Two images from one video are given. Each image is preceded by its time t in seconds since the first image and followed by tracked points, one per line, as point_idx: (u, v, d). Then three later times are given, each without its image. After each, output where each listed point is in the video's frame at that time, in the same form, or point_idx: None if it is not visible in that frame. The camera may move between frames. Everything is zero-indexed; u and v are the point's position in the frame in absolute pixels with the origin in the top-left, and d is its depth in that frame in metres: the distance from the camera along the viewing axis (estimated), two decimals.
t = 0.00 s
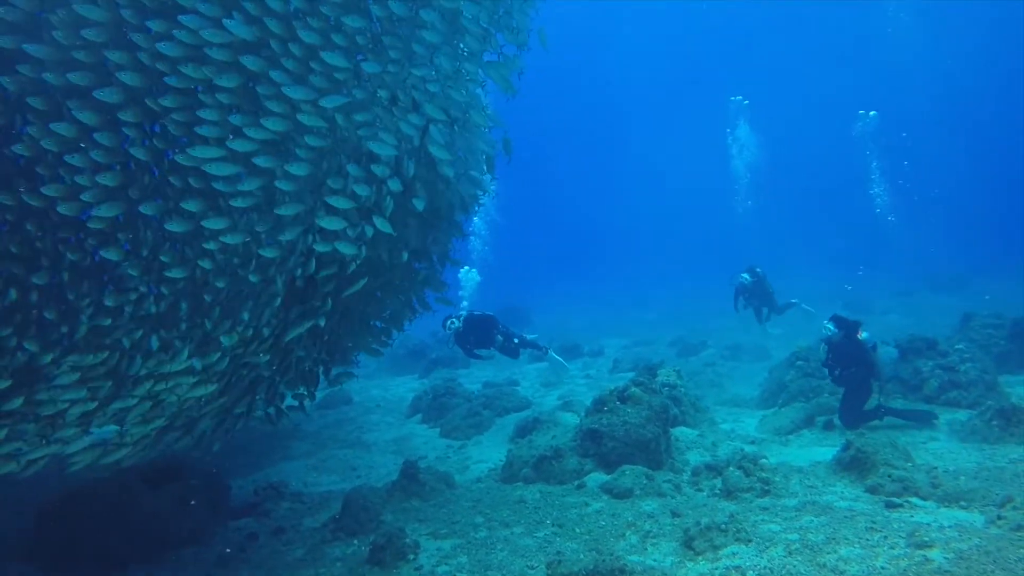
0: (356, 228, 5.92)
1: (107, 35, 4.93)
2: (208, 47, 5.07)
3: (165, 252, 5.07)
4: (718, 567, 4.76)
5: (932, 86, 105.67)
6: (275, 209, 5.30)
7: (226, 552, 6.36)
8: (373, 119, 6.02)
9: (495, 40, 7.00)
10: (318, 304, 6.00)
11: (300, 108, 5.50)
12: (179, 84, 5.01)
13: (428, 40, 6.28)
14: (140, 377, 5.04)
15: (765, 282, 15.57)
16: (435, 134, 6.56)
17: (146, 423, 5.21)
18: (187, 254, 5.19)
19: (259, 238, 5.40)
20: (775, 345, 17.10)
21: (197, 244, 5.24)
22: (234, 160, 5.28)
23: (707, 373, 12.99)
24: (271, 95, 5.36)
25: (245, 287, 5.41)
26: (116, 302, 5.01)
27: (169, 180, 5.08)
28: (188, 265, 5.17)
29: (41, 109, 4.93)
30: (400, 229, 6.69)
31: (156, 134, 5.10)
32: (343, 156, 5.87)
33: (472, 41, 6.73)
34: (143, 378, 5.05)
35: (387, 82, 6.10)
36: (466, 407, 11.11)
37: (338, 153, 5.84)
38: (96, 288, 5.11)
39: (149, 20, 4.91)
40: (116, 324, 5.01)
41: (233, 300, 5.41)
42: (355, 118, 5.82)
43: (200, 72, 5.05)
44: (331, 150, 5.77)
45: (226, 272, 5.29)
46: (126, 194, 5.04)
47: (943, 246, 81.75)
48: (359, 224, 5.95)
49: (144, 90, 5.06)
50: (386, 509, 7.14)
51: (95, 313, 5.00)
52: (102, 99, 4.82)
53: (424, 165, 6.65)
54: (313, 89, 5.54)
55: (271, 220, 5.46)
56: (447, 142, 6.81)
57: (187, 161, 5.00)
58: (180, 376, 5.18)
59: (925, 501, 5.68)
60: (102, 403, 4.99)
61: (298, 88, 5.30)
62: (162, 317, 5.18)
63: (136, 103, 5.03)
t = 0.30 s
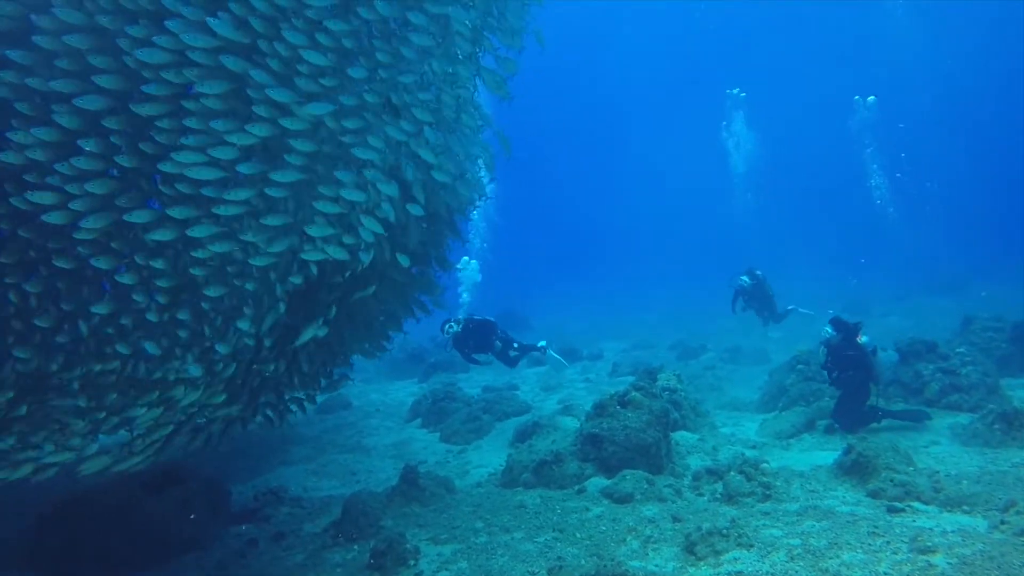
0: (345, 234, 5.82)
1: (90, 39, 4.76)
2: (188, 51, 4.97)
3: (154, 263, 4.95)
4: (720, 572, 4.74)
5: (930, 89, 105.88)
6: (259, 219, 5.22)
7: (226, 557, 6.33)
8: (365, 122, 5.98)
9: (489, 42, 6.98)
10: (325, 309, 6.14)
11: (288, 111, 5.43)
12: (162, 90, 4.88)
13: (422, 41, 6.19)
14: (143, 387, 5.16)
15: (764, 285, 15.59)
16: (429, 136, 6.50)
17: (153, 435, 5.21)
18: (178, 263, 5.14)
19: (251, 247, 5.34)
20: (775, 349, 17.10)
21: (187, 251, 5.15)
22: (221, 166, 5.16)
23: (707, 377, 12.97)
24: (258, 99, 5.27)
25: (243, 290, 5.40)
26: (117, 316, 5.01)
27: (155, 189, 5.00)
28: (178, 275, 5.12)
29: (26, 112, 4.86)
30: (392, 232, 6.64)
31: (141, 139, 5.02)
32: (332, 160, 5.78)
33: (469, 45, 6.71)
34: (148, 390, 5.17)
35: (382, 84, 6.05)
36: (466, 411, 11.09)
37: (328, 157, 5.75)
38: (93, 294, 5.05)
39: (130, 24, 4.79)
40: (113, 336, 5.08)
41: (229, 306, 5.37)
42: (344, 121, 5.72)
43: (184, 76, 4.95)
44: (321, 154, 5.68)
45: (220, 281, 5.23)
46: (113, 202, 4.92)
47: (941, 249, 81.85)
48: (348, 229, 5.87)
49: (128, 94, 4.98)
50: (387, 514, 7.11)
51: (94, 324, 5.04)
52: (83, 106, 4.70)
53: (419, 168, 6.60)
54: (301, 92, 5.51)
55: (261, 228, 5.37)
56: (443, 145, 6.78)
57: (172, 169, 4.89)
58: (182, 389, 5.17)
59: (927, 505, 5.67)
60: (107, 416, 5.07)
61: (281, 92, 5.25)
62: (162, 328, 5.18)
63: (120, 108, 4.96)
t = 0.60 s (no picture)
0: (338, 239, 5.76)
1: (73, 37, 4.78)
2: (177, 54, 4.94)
3: (146, 267, 4.87)
4: None
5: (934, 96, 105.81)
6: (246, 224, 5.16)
7: (227, 560, 6.32)
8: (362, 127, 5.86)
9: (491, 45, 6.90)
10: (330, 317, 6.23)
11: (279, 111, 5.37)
12: (144, 91, 4.83)
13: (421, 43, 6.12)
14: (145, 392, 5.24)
15: (768, 290, 15.56)
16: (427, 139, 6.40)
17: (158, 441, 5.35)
18: (176, 268, 5.05)
19: (238, 254, 5.25)
20: (777, 355, 17.06)
21: (179, 255, 5.08)
22: (209, 168, 5.12)
23: (709, 382, 12.94)
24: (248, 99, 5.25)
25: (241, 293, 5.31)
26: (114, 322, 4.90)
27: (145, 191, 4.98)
28: (175, 281, 5.02)
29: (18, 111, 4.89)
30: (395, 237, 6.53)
31: (132, 141, 4.99)
32: (325, 163, 5.69)
33: (472, 48, 6.67)
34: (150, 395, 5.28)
35: (381, 87, 5.96)
36: (467, 415, 11.07)
37: (322, 159, 5.66)
38: (90, 296, 4.98)
39: (113, 23, 4.77)
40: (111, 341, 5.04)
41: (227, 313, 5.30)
42: (338, 124, 5.60)
43: (170, 77, 4.91)
44: (314, 156, 5.59)
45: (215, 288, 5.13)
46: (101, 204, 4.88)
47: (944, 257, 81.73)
48: (342, 233, 5.81)
49: (115, 93, 4.98)
50: (388, 517, 7.09)
51: (92, 328, 4.99)
52: (67, 107, 4.68)
53: (420, 172, 6.51)
54: (294, 92, 5.40)
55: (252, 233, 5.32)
56: (444, 149, 6.70)
57: (157, 172, 4.87)
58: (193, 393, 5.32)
59: (931, 514, 5.64)
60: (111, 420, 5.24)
61: (271, 90, 5.13)
62: (161, 335, 5.12)
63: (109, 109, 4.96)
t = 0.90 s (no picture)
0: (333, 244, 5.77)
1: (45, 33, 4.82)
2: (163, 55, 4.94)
3: (141, 274, 4.85)
4: None
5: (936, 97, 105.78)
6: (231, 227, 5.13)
7: (230, 564, 6.33)
8: (352, 128, 5.83)
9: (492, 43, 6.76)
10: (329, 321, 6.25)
11: (269, 113, 5.36)
12: (119, 92, 4.82)
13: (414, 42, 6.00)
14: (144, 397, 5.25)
15: (771, 291, 15.54)
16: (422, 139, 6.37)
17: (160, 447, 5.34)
18: (168, 272, 5.03)
19: (231, 258, 5.25)
20: (780, 357, 17.03)
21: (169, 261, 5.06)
22: (197, 172, 5.09)
23: (712, 385, 12.92)
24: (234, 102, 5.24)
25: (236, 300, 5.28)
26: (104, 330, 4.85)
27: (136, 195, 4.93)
28: (166, 285, 5.01)
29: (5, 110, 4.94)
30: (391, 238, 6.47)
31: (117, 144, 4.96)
32: (320, 167, 5.64)
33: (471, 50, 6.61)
34: (149, 398, 5.29)
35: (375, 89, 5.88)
36: (470, 419, 11.06)
37: (314, 164, 5.60)
38: (81, 300, 4.96)
39: (89, 23, 4.77)
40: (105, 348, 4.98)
41: (218, 321, 5.17)
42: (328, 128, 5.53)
43: (155, 78, 4.93)
44: (306, 160, 5.54)
45: (209, 295, 5.10)
46: (89, 211, 4.81)
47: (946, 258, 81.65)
48: (337, 237, 5.80)
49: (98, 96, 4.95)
50: (391, 521, 7.08)
51: (85, 335, 4.92)
52: (47, 110, 4.78)
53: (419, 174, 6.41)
54: (275, 90, 5.38)
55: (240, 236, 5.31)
56: (438, 150, 6.66)
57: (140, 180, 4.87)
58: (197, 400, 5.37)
59: (937, 518, 5.62)
60: (110, 426, 5.24)
61: (256, 88, 5.13)
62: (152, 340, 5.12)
63: (89, 110, 4.90)
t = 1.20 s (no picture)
0: (332, 249, 5.76)
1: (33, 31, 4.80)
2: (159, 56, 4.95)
3: (136, 275, 4.91)
4: None
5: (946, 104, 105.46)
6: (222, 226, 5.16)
7: (237, 566, 6.34)
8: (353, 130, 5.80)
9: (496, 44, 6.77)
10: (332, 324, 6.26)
11: (267, 112, 5.34)
12: (104, 88, 4.82)
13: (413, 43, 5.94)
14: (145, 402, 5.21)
15: (781, 296, 15.47)
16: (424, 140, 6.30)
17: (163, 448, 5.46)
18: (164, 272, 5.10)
19: (230, 258, 5.28)
20: (789, 364, 16.97)
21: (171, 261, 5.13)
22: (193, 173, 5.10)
23: (719, 391, 12.89)
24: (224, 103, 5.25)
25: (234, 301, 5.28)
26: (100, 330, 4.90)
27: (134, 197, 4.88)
28: (162, 285, 5.08)
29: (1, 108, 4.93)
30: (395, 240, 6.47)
31: (111, 144, 4.96)
32: (321, 168, 5.62)
33: (478, 52, 6.57)
34: (150, 403, 5.25)
35: (374, 90, 5.82)
36: (476, 422, 11.04)
37: (309, 165, 5.58)
38: (76, 301, 4.95)
39: (77, 20, 4.76)
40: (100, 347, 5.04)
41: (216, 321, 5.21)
42: (324, 129, 5.47)
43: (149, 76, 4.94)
44: (304, 162, 5.53)
45: (207, 296, 5.16)
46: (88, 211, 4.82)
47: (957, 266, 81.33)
48: (335, 239, 5.78)
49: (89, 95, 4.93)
50: (397, 525, 7.07)
51: (83, 335, 4.94)
52: (38, 108, 4.75)
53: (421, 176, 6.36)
54: (269, 84, 5.31)
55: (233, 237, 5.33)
56: (440, 151, 6.64)
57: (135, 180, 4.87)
58: (200, 404, 5.40)
59: (949, 529, 5.58)
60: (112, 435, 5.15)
61: (250, 83, 5.10)
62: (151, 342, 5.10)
63: (80, 108, 4.89)
